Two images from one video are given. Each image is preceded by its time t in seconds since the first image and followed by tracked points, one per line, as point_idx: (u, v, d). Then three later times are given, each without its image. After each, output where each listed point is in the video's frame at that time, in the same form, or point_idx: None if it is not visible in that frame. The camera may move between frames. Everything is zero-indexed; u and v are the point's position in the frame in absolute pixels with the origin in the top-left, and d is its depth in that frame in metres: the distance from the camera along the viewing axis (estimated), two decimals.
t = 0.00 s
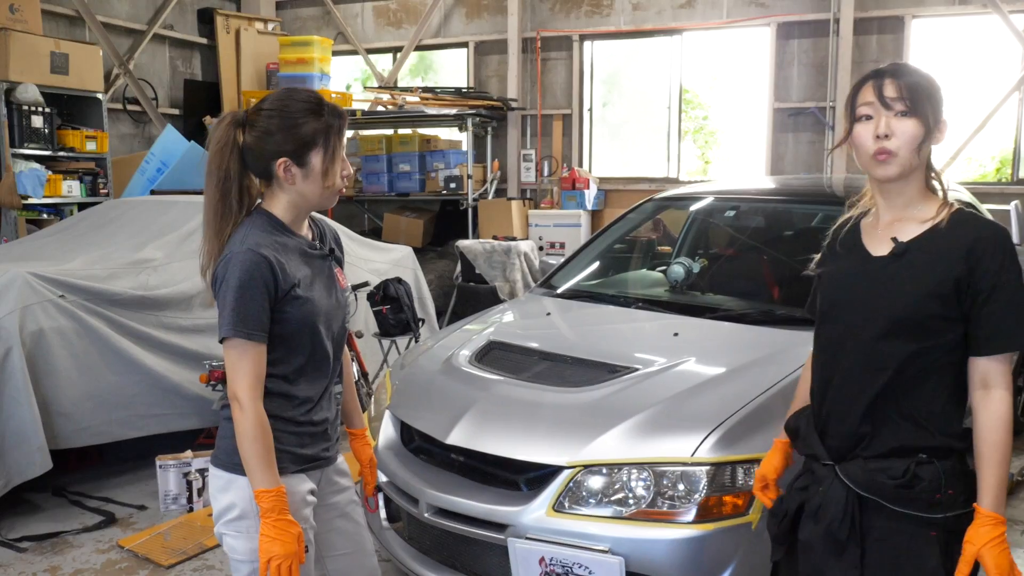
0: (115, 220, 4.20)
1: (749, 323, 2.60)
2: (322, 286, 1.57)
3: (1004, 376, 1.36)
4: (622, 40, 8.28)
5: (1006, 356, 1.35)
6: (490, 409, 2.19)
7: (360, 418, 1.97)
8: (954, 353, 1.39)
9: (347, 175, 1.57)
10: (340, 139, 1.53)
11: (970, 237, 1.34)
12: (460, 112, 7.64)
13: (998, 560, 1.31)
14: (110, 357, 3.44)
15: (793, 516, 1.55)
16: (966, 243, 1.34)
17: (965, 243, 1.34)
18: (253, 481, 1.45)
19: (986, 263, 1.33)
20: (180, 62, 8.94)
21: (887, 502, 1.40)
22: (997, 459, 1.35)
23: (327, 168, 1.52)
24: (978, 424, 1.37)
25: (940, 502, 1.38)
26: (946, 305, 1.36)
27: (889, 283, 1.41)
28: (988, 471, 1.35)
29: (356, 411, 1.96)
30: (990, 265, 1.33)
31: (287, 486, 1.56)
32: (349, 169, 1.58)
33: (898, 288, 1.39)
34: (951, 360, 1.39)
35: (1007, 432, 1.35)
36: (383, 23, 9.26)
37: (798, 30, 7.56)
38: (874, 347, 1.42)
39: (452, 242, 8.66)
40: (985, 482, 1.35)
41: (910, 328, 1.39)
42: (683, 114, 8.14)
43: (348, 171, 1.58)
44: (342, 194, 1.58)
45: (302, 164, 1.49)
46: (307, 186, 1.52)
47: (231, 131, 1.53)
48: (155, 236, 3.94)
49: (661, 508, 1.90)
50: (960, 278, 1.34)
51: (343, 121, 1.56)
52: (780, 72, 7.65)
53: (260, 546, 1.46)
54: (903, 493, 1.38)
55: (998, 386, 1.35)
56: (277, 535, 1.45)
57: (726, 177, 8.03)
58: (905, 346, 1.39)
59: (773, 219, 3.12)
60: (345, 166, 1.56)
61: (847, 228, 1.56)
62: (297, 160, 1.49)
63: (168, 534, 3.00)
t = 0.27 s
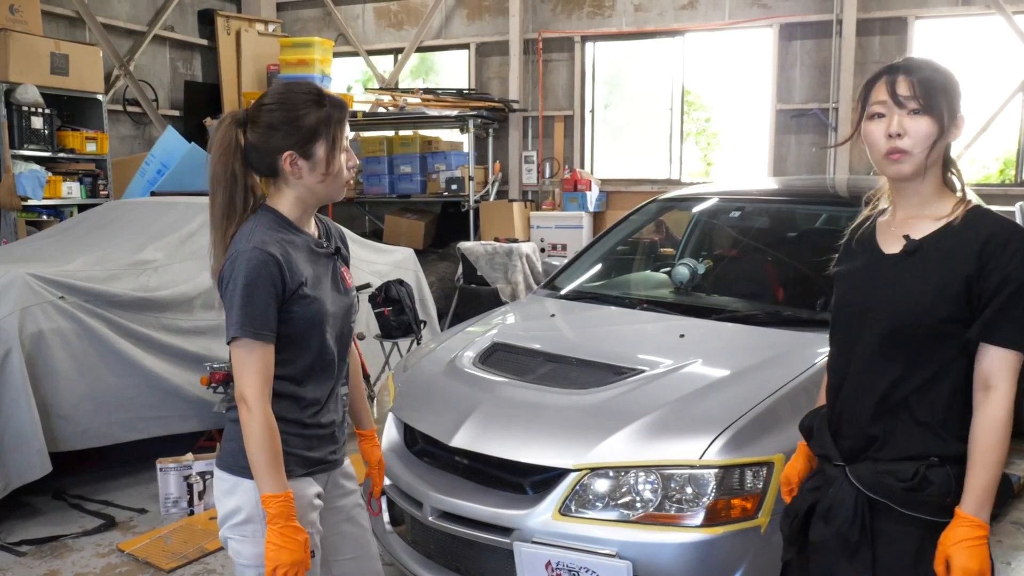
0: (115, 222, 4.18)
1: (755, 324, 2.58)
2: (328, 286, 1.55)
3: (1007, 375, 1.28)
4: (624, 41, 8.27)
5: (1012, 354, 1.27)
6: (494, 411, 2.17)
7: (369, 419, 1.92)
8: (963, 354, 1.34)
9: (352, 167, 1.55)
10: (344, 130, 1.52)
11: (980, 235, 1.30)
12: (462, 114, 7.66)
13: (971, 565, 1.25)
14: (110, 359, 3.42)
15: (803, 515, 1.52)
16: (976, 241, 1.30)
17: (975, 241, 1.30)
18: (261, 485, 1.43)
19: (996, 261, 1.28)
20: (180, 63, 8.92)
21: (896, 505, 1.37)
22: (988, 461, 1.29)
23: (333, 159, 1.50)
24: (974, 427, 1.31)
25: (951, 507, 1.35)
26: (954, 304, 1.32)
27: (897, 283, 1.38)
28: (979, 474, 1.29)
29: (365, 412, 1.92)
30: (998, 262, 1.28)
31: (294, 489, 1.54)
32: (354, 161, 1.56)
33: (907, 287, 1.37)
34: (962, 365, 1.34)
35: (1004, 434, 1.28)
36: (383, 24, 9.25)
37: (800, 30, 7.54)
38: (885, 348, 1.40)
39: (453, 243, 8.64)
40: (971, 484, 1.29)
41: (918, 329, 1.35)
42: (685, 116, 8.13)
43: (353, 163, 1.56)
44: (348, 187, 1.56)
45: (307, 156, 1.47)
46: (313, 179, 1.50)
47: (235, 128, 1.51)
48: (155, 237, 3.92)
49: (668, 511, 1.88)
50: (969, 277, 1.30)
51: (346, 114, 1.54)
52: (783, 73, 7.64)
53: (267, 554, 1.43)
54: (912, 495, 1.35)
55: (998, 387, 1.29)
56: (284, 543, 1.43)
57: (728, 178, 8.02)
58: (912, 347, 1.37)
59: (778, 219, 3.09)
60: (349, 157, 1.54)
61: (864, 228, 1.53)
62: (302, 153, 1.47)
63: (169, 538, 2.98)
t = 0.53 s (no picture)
0: (114, 225, 4.17)
1: (756, 329, 2.57)
2: (326, 291, 1.54)
3: (1009, 385, 1.26)
4: (624, 44, 8.26)
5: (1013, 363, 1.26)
6: (495, 416, 2.16)
7: (378, 422, 1.92)
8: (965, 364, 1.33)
9: (351, 174, 1.54)
10: (344, 137, 1.50)
11: (984, 244, 1.29)
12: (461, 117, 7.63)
13: None
14: (109, 363, 3.41)
15: (803, 522, 1.52)
16: (979, 250, 1.29)
17: (977, 252, 1.29)
18: (267, 492, 1.41)
19: (999, 271, 1.27)
20: (180, 66, 8.91)
21: (895, 514, 1.36)
22: (988, 474, 1.27)
23: (332, 165, 1.49)
24: (975, 438, 1.30)
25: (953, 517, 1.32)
26: (954, 314, 1.31)
27: (899, 290, 1.37)
28: (979, 486, 1.27)
29: (374, 414, 1.92)
30: (1001, 271, 1.26)
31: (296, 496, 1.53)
32: (354, 167, 1.55)
33: (908, 295, 1.36)
34: (966, 376, 1.33)
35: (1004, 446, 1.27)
36: (383, 27, 9.25)
37: (801, 33, 7.53)
38: (886, 356, 1.39)
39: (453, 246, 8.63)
40: (970, 496, 1.28)
41: (919, 338, 1.35)
42: (685, 119, 8.12)
43: (352, 169, 1.54)
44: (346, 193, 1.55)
45: (306, 162, 1.46)
46: (311, 184, 1.48)
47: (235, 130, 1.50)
48: (155, 241, 3.91)
49: (670, 517, 1.86)
50: (972, 286, 1.29)
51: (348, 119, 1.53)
52: (783, 76, 7.63)
53: (279, 561, 1.43)
54: (911, 504, 1.34)
55: (999, 398, 1.27)
56: (295, 549, 1.43)
57: (729, 182, 8.01)
58: (915, 355, 1.36)
59: (778, 223, 3.08)
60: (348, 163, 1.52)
61: (871, 232, 1.53)
62: (302, 158, 1.46)
63: (167, 543, 2.96)
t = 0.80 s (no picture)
0: (111, 227, 4.17)
1: (753, 331, 2.57)
2: (320, 295, 1.54)
3: (1005, 397, 1.25)
4: (622, 46, 8.27)
5: (1010, 374, 1.25)
6: (491, 419, 2.16)
7: (365, 427, 1.91)
8: (957, 370, 1.32)
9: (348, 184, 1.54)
10: (344, 148, 1.50)
11: (976, 249, 1.28)
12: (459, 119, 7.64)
13: None
14: (106, 366, 3.40)
15: (791, 518, 1.53)
16: (970, 257, 1.28)
17: (967, 258, 1.28)
18: (263, 496, 1.42)
19: (990, 279, 1.26)
20: (178, 68, 8.92)
21: (873, 516, 1.36)
22: (990, 489, 1.26)
23: (329, 176, 1.48)
24: (974, 451, 1.29)
25: (929, 522, 1.33)
26: (942, 321, 1.31)
27: (890, 294, 1.37)
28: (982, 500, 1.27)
29: (361, 419, 1.91)
30: (992, 278, 1.26)
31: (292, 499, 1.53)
32: (351, 178, 1.55)
33: (897, 298, 1.36)
34: (957, 380, 1.32)
35: (1006, 458, 1.26)
36: (382, 29, 9.25)
37: (799, 36, 7.55)
38: (874, 359, 1.39)
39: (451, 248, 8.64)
40: (976, 513, 1.27)
41: (909, 342, 1.35)
42: (683, 121, 8.14)
43: (349, 180, 1.54)
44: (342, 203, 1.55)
45: (303, 170, 1.46)
46: (306, 193, 1.48)
47: (233, 132, 1.50)
48: (152, 243, 3.91)
49: (665, 521, 1.87)
50: (961, 292, 1.28)
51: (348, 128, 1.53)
52: (781, 78, 7.63)
53: (277, 564, 1.43)
54: (890, 507, 1.35)
55: (995, 408, 1.26)
56: (292, 552, 1.43)
57: (727, 184, 8.01)
58: (904, 359, 1.36)
59: (776, 226, 3.09)
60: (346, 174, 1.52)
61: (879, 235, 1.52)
62: (299, 166, 1.45)
63: (163, 546, 2.96)
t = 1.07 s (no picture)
0: (109, 228, 4.17)
1: (751, 332, 2.57)
2: (319, 297, 1.54)
3: (984, 407, 1.25)
4: (620, 47, 8.28)
5: (992, 385, 1.25)
6: (489, 420, 2.16)
7: (356, 425, 1.94)
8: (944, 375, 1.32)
9: (351, 190, 1.54)
10: (348, 154, 1.51)
11: (965, 256, 1.27)
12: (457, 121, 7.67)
13: None
14: (104, 367, 3.40)
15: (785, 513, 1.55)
16: (958, 264, 1.28)
17: (956, 263, 1.28)
18: (258, 498, 1.42)
19: (977, 288, 1.25)
20: (176, 69, 8.91)
21: (857, 512, 1.38)
22: (959, 496, 1.26)
23: (332, 181, 1.49)
24: (947, 458, 1.29)
25: (909, 523, 1.33)
26: (928, 326, 1.31)
27: (881, 295, 1.37)
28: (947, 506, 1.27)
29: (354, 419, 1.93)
30: (979, 284, 1.25)
31: (291, 499, 1.53)
32: (353, 184, 1.55)
33: (888, 300, 1.35)
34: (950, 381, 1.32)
35: (978, 466, 1.26)
36: (380, 30, 9.26)
37: (796, 37, 7.56)
38: (864, 361, 1.39)
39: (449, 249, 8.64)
40: (941, 517, 1.27)
41: (898, 345, 1.35)
42: (681, 122, 8.15)
43: (353, 186, 1.55)
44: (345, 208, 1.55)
45: (309, 174, 1.46)
46: (309, 196, 1.49)
47: (239, 132, 1.49)
48: (150, 244, 3.91)
49: (663, 521, 1.87)
50: (947, 298, 1.28)
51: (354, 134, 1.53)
52: (779, 80, 7.64)
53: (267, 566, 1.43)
54: (871, 506, 1.36)
55: (972, 416, 1.26)
56: (282, 555, 1.43)
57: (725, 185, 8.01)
58: (894, 361, 1.35)
59: (774, 227, 3.09)
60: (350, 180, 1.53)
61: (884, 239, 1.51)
62: (302, 169, 1.46)
63: (162, 547, 2.96)
